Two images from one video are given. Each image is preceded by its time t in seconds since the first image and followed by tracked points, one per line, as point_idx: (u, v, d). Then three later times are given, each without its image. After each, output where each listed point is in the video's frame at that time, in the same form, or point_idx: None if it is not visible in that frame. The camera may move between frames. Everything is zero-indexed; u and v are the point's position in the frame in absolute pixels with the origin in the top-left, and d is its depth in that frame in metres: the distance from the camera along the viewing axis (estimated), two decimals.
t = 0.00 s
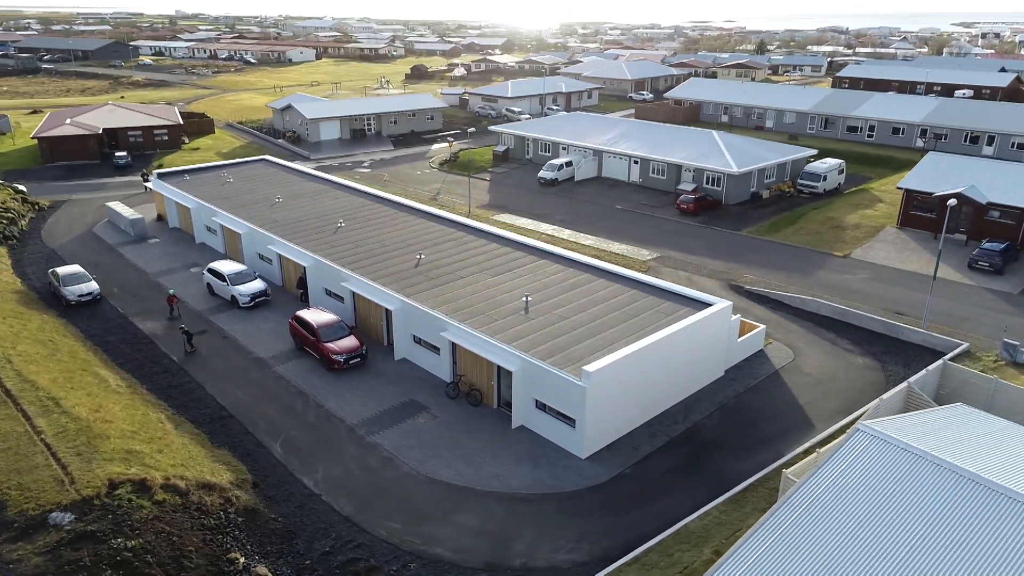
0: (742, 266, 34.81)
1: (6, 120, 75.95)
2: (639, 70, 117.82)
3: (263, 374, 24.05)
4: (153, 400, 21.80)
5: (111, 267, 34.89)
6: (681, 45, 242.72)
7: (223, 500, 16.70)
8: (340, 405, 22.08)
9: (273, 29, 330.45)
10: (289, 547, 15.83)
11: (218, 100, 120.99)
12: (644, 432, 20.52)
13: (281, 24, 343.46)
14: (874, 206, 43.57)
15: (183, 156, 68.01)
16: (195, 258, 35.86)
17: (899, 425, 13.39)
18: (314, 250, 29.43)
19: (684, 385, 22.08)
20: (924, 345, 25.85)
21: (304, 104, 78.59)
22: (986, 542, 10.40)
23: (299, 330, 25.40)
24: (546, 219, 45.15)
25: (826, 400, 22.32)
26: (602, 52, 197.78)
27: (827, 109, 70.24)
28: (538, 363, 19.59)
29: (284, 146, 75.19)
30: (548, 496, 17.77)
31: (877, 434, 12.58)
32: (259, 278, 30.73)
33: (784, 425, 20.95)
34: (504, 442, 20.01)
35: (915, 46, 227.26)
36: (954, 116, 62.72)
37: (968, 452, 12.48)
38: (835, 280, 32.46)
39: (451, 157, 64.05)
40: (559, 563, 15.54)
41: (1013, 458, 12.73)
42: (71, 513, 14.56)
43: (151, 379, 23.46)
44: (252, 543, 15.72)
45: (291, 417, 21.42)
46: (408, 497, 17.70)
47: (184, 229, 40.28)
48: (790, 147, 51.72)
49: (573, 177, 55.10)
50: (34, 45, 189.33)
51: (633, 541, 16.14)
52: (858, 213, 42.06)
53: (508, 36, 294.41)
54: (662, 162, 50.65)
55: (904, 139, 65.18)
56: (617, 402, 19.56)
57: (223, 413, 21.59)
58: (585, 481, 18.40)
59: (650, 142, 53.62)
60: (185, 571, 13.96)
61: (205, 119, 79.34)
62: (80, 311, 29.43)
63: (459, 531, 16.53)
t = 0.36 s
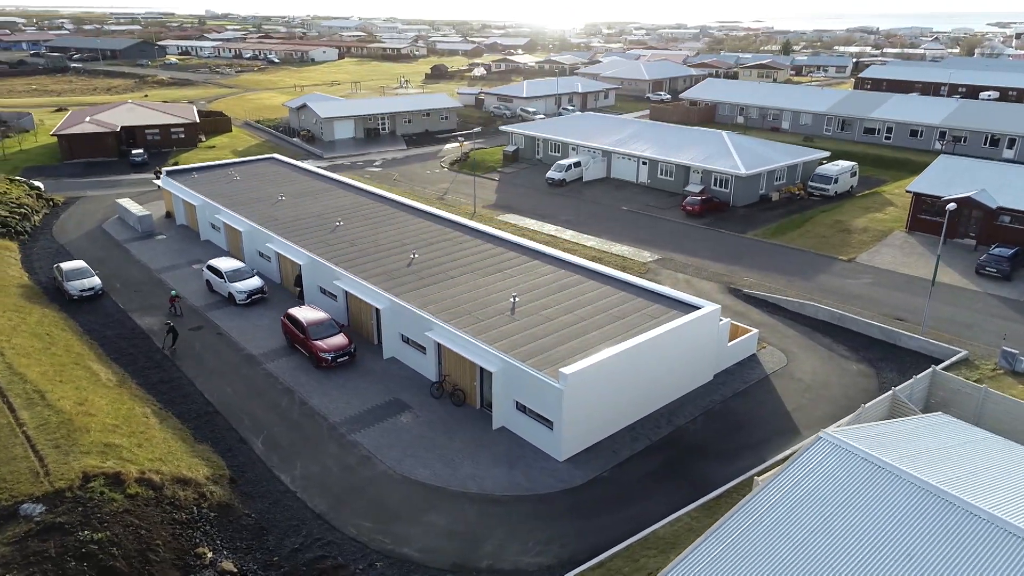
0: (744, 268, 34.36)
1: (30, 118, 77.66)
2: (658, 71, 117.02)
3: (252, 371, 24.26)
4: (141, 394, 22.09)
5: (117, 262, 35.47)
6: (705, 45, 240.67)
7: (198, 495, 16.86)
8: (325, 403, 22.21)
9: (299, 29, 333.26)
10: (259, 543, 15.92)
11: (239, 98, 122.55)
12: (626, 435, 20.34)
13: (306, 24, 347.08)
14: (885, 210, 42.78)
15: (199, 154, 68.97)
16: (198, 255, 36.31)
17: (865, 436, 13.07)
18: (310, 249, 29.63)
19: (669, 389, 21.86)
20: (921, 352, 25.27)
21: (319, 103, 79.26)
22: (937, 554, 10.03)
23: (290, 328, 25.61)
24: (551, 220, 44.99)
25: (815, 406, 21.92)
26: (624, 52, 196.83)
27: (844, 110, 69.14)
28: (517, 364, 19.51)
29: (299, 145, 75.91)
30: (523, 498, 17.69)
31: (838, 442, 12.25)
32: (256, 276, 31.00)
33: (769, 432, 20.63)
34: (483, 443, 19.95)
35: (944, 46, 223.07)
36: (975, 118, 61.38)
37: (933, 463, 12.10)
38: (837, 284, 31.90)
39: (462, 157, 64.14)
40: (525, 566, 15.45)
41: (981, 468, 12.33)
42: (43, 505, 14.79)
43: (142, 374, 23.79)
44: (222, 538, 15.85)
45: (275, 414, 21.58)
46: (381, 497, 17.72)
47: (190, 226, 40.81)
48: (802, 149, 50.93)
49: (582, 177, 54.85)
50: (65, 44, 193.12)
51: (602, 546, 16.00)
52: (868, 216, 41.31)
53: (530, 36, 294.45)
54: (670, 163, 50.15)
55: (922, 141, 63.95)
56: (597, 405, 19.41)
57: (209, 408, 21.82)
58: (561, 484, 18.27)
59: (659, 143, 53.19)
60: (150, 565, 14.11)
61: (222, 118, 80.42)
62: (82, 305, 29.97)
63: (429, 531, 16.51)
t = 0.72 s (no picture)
0: (762, 273, 33.61)
1: (77, 114, 80.54)
2: (695, 71, 115.41)
3: (258, 365, 24.69)
4: (148, 385, 22.69)
5: (142, 255, 36.50)
6: (748, 46, 236.31)
7: (188, 484, 17.23)
8: (323, 398, 22.47)
9: (343, 29, 338.64)
10: (243, 534, 16.17)
11: (279, 96, 124.94)
12: (619, 440, 20.08)
13: (350, 23, 352.35)
14: (916, 216, 41.37)
15: (234, 151, 70.54)
16: (220, 249, 37.10)
17: (844, 451, 12.71)
18: (323, 245, 30.03)
19: (668, 394, 21.51)
20: (938, 364, 24.25)
21: (352, 102, 80.27)
22: (897, 573, 9.67)
23: (297, 323, 25.99)
24: (571, 221, 44.73)
25: (818, 417, 21.30)
26: (664, 52, 194.56)
27: (882, 113, 67.14)
28: (509, 366, 19.44)
29: (331, 143, 77.00)
30: (507, 500, 17.62)
31: (810, 456, 11.95)
32: (271, 271, 31.53)
33: (767, 441, 20.13)
34: (474, 443, 19.91)
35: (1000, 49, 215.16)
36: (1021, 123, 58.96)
37: (910, 481, 11.70)
38: (857, 292, 30.97)
39: (489, 156, 64.22)
40: (501, 568, 15.38)
41: (963, 489, 11.87)
42: (35, 488, 15.28)
43: (152, 365, 24.42)
44: (207, 528, 16.15)
45: (274, 407, 21.92)
46: (367, 493, 17.81)
47: (216, 221, 41.74)
48: (833, 152, 49.53)
49: (606, 178, 54.34)
50: (119, 43, 199.68)
51: (580, 551, 15.83)
52: (897, 222, 40.00)
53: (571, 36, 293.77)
54: (696, 165, 49.24)
55: (964, 146, 61.73)
56: (587, 409, 19.22)
57: (212, 400, 22.28)
58: (547, 487, 18.13)
59: (686, 145, 52.38)
60: (132, 551, 14.45)
61: (258, 116, 82.13)
62: (104, 296, 30.92)
63: (410, 529, 16.54)
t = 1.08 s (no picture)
0: (787, 279, 32.73)
1: (129, 110, 83.65)
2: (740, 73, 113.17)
3: (271, 358, 25.18)
4: (164, 374, 23.38)
5: (174, 248, 37.61)
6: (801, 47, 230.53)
7: (188, 472, 17.68)
8: (330, 393, 22.79)
9: (394, 29, 343.96)
10: (236, 523, 16.51)
11: (324, 95, 127.28)
12: (618, 445, 19.82)
13: (400, 23, 356.96)
14: (957, 224, 39.71)
15: (274, 148, 72.19)
16: (248, 244, 37.97)
17: (826, 463, 12.26)
18: (342, 242, 30.46)
19: (673, 400, 21.12)
20: (963, 379, 23.24)
21: (391, 100, 81.27)
22: None
23: (311, 318, 26.42)
24: (597, 222, 44.36)
25: (828, 429, 20.63)
26: (712, 53, 191.18)
27: (931, 116, 64.69)
28: (508, 367, 19.37)
29: (369, 141, 78.09)
30: (498, 501, 17.55)
31: (787, 468, 11.54)
32: (293, 266, 32.12)
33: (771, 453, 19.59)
34: (472, 442, 19.92)
35: None
36: None
37: (890, 500, 11.22)
38: (885, 301, 29.89)
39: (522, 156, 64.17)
40: (483, 569, 15.35)
41: (948, 512, 11.33)
42: (38, 470, 15.89)
43: (171, 355, 25.14)
44: (202, 515, 16.55)
45: (281, 400, 22.31)
46: (361, 488, 17.99)
47: (247, 217, 42.75)
48: (874, 156, 47.90)
49: (638, 180, 53.63)
50: (177, 42, 206.33)
51: (564, 556, 15.68)
52: (935, 230, 38.49)
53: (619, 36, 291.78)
54: (730, 168, 48.00)
55: (1018, 152, 58.99)
56: (585, 413, 19.02)
57: (223, 391, 22.82)
58: (539, 489, 18.01)
59: (720, 148, 51.33)
60: (125, 535, 14.89)
61: (301, 114, 83.91)
62: (134, 287, 32.00)
63: (398, 525, 16.64)
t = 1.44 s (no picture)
0: (805, 286, 31.94)
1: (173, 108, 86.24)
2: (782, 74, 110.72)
3: (278, 351, 25.68)
4: (173, 364, 24.06)
5: (200, 242, 38.64)
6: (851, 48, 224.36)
7: (182, 460, 18.15)
8: (330, 387, 23.14)
9: (438, 30, 346.11)
10: (223, 511, 16.90)
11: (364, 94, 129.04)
12: (609, 449, 19.65)
13: (445, 23, 359.79)
14: (993, 233, 38.18)
15: (309, 146, 73.57)
16: (270, 240, 38.76)
17: (793, 474, 11.97)
18: (356, 239, 30.88)
19: (670, 405, 20.83)
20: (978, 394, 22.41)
21: (425, 100, 82.00)
22: None
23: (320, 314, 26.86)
24: (619, 223, 43.99)
25: (829, 441, 20.07)
26: (757, 54, 187.39)
27: (977, 121, 62.33)
28: (500, 366, 19.37)
29: (402, 140, 78.93)
30: (481, 500, 17.58)
31: (748, 478, 11.30)
32: (309, 262, 32.69)
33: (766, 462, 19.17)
34: (463, 441, 19.98)
35: None
36: None
37: (853, 517, 10.89)
38: (905, 310, 28.91)
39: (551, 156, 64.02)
40: (458, 567, 15.39)
41: (915, 532, 10.94)
42: (37, 453, 16.49)
43: (183, 346, 25.85)
44: (192, 502, 16.97)
45: (283, 393, 22.74)
46: (348, 482, 18.22)
47: (273, 213, 43.66)
48: (909, 161, 46.37)
49: (664, 182, 52.93)
50: (227, 41, 211.71)
51: (540, 558, 15.62)
52: (968, 239, 37.09)
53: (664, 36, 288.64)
54: (757, 171, 46.99)
55: None
56: (575, 415, 18.90)
57: (228, 382, 23.38)
58: (524, 490, 17.97)
59: (749, 151, 50.32)
60: (113, 519, 15.36)
61: (337, 112, 85.33)
62: (156, 279, 33.02)
63: (379, 520, 16.80)
